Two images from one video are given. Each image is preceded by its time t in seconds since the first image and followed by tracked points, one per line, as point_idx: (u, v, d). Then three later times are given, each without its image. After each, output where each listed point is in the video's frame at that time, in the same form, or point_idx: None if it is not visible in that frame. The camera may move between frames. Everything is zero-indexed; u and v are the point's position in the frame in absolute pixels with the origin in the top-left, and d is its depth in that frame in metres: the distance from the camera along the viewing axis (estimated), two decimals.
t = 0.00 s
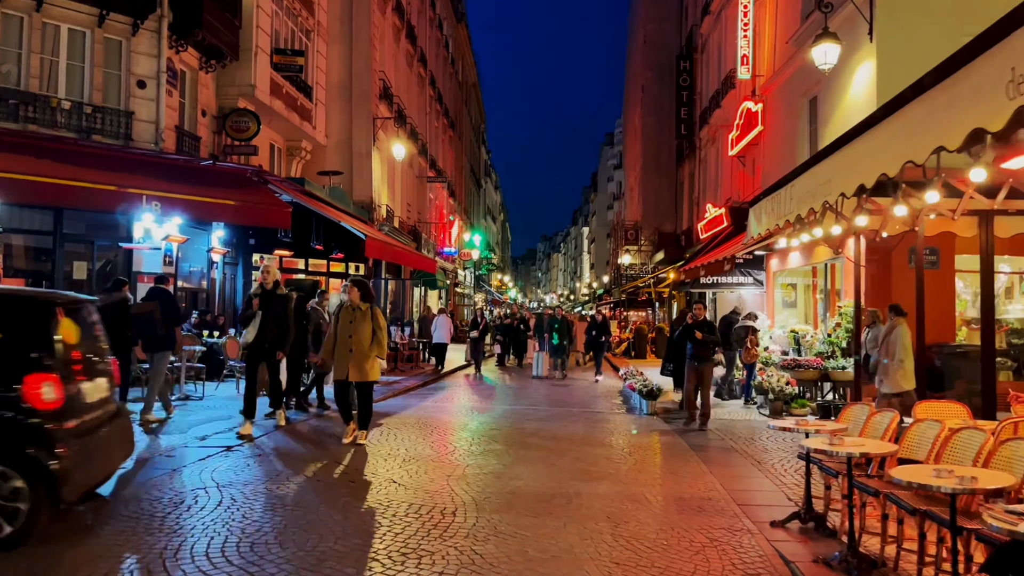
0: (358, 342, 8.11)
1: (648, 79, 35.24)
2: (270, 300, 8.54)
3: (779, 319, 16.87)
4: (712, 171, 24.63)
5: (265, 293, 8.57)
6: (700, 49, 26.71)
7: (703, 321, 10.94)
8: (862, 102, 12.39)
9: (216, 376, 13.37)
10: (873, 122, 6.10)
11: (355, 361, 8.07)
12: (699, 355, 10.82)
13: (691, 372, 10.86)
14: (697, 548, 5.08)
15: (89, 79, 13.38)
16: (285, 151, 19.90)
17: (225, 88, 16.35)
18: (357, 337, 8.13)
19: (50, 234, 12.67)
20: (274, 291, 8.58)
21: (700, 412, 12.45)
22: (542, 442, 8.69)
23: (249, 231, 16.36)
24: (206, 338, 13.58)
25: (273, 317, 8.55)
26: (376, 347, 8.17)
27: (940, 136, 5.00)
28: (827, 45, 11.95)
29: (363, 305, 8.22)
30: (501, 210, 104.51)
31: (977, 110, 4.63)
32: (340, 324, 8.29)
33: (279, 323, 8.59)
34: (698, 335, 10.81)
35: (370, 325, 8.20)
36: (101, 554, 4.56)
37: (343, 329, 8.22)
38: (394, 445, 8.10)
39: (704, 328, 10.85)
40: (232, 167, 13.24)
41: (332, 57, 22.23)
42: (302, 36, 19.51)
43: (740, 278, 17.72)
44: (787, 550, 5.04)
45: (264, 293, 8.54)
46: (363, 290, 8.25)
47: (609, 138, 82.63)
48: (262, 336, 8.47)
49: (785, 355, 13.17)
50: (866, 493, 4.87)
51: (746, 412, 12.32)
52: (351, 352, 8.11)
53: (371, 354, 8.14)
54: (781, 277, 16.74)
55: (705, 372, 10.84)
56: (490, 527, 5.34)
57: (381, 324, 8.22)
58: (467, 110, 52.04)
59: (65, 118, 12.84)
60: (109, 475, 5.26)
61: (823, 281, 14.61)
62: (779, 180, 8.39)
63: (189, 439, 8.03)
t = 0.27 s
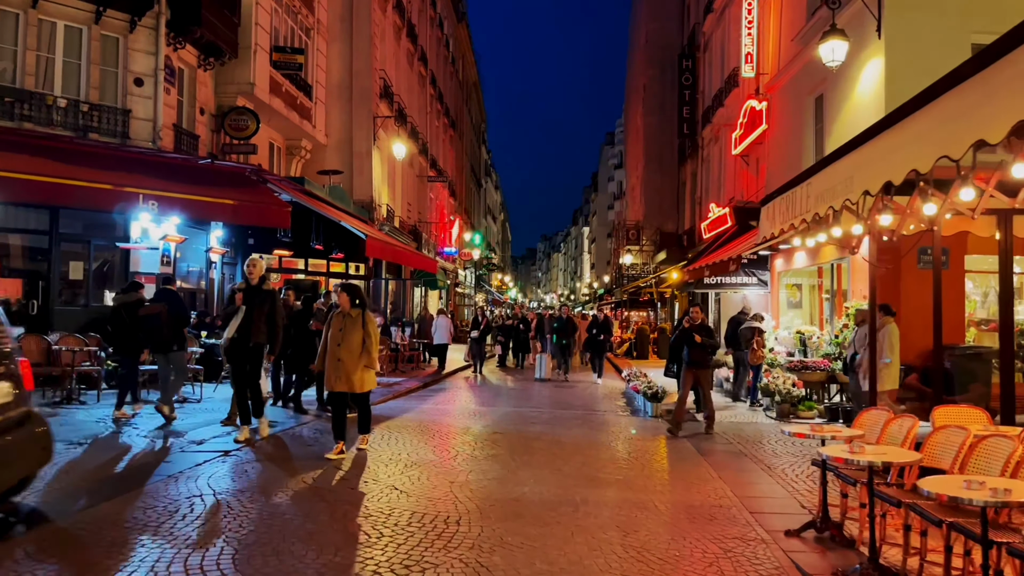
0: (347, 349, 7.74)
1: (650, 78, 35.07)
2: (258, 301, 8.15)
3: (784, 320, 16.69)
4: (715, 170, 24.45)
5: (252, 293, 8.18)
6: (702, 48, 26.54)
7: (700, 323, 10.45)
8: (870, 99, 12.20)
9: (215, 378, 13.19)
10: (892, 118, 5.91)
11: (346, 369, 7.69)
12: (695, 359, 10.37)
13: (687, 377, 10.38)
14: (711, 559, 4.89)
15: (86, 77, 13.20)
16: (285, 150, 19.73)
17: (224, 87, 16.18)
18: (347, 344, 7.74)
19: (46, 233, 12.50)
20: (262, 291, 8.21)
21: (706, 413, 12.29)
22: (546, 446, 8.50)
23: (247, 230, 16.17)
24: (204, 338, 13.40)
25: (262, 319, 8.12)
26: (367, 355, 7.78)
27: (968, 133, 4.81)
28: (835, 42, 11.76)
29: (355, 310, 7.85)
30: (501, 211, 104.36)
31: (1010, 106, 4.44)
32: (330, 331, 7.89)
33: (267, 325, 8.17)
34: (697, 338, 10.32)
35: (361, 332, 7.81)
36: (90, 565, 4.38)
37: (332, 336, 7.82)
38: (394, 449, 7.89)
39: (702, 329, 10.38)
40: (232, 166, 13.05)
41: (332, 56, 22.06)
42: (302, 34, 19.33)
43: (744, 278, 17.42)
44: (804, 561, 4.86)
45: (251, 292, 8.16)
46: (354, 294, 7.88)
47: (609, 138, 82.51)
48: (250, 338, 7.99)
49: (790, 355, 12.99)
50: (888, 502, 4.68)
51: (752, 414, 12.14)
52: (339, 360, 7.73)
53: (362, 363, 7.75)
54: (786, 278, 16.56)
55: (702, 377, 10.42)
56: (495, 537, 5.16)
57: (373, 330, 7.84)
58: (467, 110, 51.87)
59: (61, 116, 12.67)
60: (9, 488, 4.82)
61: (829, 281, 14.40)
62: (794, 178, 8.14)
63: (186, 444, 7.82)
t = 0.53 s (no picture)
0: (333, 347, 7.28)
1: (651, 77, 34.92)
2: (245, 304, 7.69)
3: (788, 320, 16.53)
4: (717, 169, 24.30)
5: (238, 295, 7.70)
6: (703, 47, 26.40)
7: (695, 320, 9.92)
8: (876, 96, 12.03)
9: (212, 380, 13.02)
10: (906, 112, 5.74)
11: (332, 368, 7.23)
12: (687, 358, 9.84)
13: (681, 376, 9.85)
14: (721, 566, 4.73)
15: (82, 74, 13.03)
16: (284, 149, 19.57)
17: (222, 84, 16.02)
18: (333, 341, 7.29)
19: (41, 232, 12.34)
20: (248, 293, 7.75)
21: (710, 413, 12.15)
22: (549, 449, 8.32)
23: (245, 229, 16.00)
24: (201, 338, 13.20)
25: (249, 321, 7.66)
26: (355, 352, 7.32)
27: (983, 126, 4.63)
28: (841, 38, 11.59)
29: (343, 305, 7.39)
30: (501, 211, 104.25)
31: None
32: (315, 327, 7.42)
33: (253, 326, 7.70)
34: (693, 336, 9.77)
35: (349, 328, 7.35)
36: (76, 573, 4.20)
37: (318, 333, 7.36)
38: (393, 451, 7.72)
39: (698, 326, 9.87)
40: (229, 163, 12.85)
41: (331, 54, 21.90)
42: (301, 31, 19.17)
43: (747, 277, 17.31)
44: (818, 569, 4.69)
45: (236, 295, 7.69)
46: (342, 288, 7.41)
47: (609, 138, 82.45)
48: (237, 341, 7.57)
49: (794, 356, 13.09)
50: (905, 507, 4.51)
51: (757, 416, 11.97)
52: (325, 359, 7.28)
53: (349, 361, 7.28)
54: (789, 277, 16.41)
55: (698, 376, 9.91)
56: (498, 543, 4.99)
57: (362, 326, 7.37)
58: (467, 110, 51.75)
59: (57, 114, 12.50)
60: None
61: (832, 281, 14.23)
62: (805, 173, 7.93)
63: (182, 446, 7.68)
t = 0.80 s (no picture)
0: (312, 353, 6.65)
1: (651, 75, 34.71)
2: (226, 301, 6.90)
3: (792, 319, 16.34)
4: (719, 167, 24.09)
5: (218, 292, 6.93)
6: (705, 44, 26.19)
7: (695, 319, 9.15)
8: (883, 90, 11.82)
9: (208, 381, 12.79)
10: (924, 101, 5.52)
11: (311, 377, 6.59)
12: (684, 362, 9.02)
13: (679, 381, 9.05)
14: None
15: (75, 69, 12.81)
16: (282, 147, 19.37)
17: (218, 80, 15.80)
18: (313, 347, 6.66)
19: (33, 230, 12.14)
20: (229, 290, 6.95)
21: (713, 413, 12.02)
22: (551, 450, 8.11)
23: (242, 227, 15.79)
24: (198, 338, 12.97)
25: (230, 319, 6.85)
26: (337, 361, 6.70)
27: (1009, 114, 4.41)
28: (848, 32, 11.37)
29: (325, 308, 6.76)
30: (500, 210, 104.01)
31: None
32: (293, 332, 6.79)
33: (233, 325, 6.86)
34: (693, 338, 8.96)
35: (331, 334, 6.70)
36: None
37: (296, 337, 6.73)
38: (391, 454, 7.51)
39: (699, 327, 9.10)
40: (225, 159, 12.62)
41: (329, 50, 21.68)
42: (298, 27, 18.94)
43: (750, 276, 17.14)
44: None
45: (215, 293, 6.90)
46: (325, 290, 6.78)
47: (608, 137, 82.33)
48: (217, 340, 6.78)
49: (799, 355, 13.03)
50: (927, 514, 4.31)
51: (761, 416, 11.77)
52: (304, 366, 6.64)
53: (329, 370, 6.64)
54: (793, 276, 16.21)
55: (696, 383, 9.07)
56: (499, 551, 4.78)
57: (345, 332, 6.74)
58: (467, 108, 51.53)
59: (49, 109, 12.29)
60: None
61: (837, 279, 14.04)
62: (818, 166, 7.71)
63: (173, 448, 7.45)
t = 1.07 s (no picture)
0: (282, 353, 6.17)
1: (653, 73, 34.54)
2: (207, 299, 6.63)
3: (795, 319, 16.17)
4: (721, 166, 23.90)
5: (199, 289, 6.68)
6: (707, 41, 26.00)
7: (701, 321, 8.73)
8: (889, 86, 11.66)
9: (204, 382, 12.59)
10: (944, 94, 5.32)
11: (281, 378, 6.13)
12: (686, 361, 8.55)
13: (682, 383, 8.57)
14: None
15: (69, 65, 12.61)
16: (280, 144, 19.19)
17: (216, 77, 15.60)
18: (283, 347, 6.18)
19: (27, 229, 12.00)
20: (211, 287, 6.69)
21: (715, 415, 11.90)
22: (553, 455, 7.91)
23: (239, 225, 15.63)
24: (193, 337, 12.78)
25: (210, 315, 6.56)
26: (307, 364, 6.18)
27: None
28: (854, 27, 11.19)
29: (301, 307, 6.26)
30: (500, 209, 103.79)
31: None
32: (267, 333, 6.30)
33: (213, 320, 6.54)
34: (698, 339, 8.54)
35: (304, 334, 6.23)
36: None
37: (269, 337, 6.26)
38: (389, 459, 7.32)
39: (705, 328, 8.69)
40: (221, 157, 12.41)
41: (328, 47, 21.49)
42: (296, 23, 18.75)
43: (754, 275, 16.98)
44: None
45: (196, 290, 6.69)
46: (305, 288, 6.31)
47: (609, 136, 82.12)
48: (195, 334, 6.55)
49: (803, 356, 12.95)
50: (949, 526, 4.11)
51: (766, 418, 11.58)
52: (274, 367, 6.18)
53: (298, 373, 6.14)
54: (797, 275, 16.02)
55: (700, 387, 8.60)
56: (501, 562, 4.59)
57: (319, 332, 6.25)
58: (467, 107, 51.33)
59: (43, 106, 12.09)
60: None
61: (842, 279, 13.87)
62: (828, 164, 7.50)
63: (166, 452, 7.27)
